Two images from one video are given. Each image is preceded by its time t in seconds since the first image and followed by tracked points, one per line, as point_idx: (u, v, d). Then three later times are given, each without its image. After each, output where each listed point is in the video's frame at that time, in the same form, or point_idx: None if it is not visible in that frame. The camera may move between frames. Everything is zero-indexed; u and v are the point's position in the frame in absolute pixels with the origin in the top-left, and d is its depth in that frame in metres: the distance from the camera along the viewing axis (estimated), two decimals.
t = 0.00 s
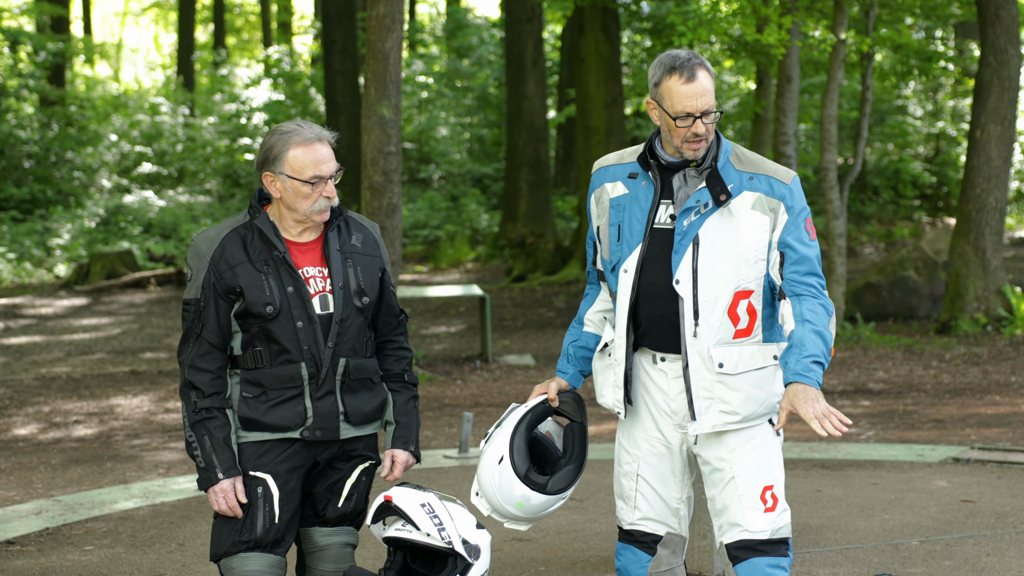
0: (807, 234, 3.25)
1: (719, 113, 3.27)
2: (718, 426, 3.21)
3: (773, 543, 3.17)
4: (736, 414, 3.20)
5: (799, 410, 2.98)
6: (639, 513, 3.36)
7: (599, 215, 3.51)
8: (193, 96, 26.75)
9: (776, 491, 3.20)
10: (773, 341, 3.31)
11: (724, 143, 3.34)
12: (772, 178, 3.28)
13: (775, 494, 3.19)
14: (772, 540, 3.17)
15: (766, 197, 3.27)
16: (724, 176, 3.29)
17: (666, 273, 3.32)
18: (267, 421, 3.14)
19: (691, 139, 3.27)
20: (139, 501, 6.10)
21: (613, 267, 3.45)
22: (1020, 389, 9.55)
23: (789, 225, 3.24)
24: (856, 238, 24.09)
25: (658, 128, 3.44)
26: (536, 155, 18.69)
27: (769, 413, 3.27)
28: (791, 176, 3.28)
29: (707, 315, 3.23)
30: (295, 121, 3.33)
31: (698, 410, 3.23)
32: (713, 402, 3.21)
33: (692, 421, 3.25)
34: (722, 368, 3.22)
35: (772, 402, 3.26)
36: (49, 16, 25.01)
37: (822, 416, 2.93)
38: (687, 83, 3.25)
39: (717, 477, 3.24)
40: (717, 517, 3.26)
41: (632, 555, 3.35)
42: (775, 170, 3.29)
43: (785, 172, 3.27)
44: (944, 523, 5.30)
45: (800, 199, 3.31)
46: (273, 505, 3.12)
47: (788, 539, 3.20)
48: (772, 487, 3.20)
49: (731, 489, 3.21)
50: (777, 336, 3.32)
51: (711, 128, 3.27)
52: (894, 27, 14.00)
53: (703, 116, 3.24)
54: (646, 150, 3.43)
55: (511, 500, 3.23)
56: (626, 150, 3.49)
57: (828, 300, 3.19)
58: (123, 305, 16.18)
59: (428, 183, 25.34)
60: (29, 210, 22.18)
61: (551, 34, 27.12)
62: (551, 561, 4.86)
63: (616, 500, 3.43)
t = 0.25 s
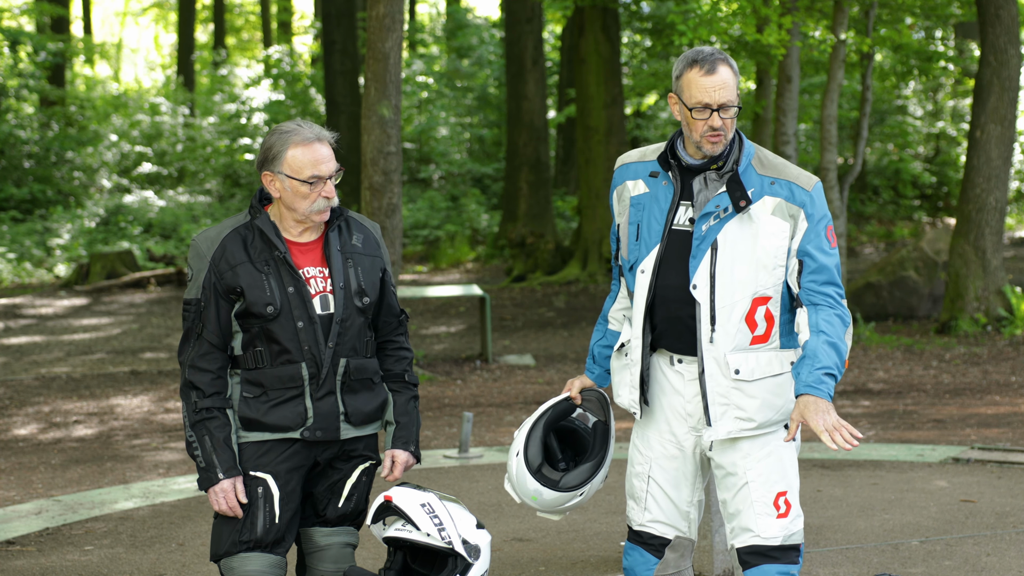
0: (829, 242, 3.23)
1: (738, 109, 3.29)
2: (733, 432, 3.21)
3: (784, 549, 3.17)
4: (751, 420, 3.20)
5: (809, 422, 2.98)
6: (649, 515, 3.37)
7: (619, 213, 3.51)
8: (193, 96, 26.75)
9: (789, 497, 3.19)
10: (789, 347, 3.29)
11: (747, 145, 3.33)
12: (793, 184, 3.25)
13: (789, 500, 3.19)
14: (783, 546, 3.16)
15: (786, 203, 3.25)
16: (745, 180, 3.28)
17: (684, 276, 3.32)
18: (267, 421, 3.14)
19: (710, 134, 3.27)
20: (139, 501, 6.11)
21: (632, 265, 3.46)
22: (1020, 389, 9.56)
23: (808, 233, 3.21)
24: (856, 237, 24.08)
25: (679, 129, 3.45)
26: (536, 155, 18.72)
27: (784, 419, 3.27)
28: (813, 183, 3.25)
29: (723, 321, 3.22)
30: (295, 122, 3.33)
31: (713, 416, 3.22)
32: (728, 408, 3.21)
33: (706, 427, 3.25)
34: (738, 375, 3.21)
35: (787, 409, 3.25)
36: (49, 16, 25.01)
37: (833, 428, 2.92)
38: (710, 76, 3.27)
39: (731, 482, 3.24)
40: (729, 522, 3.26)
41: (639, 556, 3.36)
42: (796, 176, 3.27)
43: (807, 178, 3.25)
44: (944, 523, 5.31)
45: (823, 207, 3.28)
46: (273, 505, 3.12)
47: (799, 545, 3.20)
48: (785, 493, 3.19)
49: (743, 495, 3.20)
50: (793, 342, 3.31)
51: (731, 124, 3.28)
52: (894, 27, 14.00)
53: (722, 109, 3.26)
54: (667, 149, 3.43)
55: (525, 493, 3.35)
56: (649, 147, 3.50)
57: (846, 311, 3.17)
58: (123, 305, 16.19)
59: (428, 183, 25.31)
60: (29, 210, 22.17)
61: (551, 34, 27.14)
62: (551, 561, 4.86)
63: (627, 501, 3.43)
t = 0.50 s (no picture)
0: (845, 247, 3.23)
1: (746, 98, 3.27)
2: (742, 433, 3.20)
3: (792, 553, 3.19)
4: (760, 423, 3.19)
5: (810, 418, 3.00)
6: (652, 517, 3.36)
7: (637, 212, 3.52)
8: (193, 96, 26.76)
9: (799, 502, 3.20)
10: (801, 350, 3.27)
11: (762, 146, 3.30)
12: (808, 187, 3.23)
13: (798, 504, 3.19)
14: (791, 550, 3.18)
15: (800, 205, 3.23)
16: (760, 181, 3.26)
17: (695, 276, 3.31)
18: (267, 421, 3.14)
19: (715, 125, 3.26)
20: (139, 501, 6.11)
21: (645, 266, 3.46)
22: (1020, 389, 9.55)
23: (819, 239, 3.20)
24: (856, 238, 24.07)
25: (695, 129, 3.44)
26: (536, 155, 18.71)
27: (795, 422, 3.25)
28: (828, 186, 3.22)
29: (734, 324, 3.21)
30: (307, 121, 3.40)
31: (722, 417, 3.22)
32: (737, 410, 3.20)
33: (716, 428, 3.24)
34: (748, 376, 3.20)
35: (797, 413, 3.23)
36: (49, 16, 25.01)
37: (835, 420, 2.94)
38: (718, 63, 3.28)
39: (740, 485, 3.24)
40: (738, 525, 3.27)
41: (638, 558, 3.36)
42: (811, 179, 3.24)
43: (823, 181, 3.22)
44: (944, 523, 5.31)
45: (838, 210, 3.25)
46: (273, 505, 3.12)
47: (807, 549, 3.21)
48: (795, 497, 3.20)
49: (753, 498, 3.21)
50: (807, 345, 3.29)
51: (737, 113, 3.25)
52: (894, 27, 14.00)
53: (728, 97, 3.25)
54: (684, 148, 3.43)
55: (548, 489, 3.68)
56: (667, 147, 3.50)
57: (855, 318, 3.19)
58: (123, 305, 16.19)
59: (428, 183, 25.29)
60: (30, 210, 22.16)
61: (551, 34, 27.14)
62: (551, 561, 4.86)
63: (629, 501, 3.43)
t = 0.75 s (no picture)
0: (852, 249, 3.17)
1: (757, 95, 3.30)
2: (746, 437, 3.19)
3: (797, 556, 3.18)
4: (765, 426, 3.18)
5: (812, 427, 2.98)
6: (653, 519, 3.35)
7: (648, 213, 3.56)
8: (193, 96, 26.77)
9: (806, 505, 3.19)
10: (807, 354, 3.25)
11: (771, 148, 3.30)
12: (814, 189, 3.20)
13: (804, 507, 3.19)
14: (796, 552, 3.17)
15: (806, 208, 3.21)
16: (766, 183, 3.26)
17: (701, 278, 3.31)
18: (267, 422, 3.14)
19: (725, 119, 3.28)
20: (139, 501, 6.10)
21: (653, 267, 3.48)
22: (1020, 389, 9.55)
23: (823, 242, 3.17)
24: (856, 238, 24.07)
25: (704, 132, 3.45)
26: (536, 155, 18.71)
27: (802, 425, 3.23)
28: (835, 189, 3.19)
29: (739, 326, 3.21)
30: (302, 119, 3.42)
31: (726, 420, 3.22)
32: (741, 413, 3.20)
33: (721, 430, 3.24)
34: (752, 380, 3.19)
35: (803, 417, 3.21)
36: (49, 16, 25.01)
37: (837, 433, 2.93)
38: (728, 59, 3.32)
39: (746, 486, 3.24)
40: (744, 526, 3.27)
41: (637, 563, 3.35)
42: (818, 182, 3.21)
43: (829, 184, 3.19)
44: (944, 523, 5.30)
45: (846, 212, 3.22)
46: (273, 505, 3.12)
47: (812, 552, 3.21)
48: (801, 500, 3.19)
49: (759, 500, 3.21)
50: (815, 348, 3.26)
51: (747, 109, 3.28)
52: (894, 27, 14.00)
53: (739, 92, 3.29)
54: (692, 150, 3.44)
55: (547, 488, 3.65)
56: (676, 149, 3.52)
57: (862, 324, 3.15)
58: (123, 305, 16.18)
59: (428, 183, 25.28)
60: (30, 210, 22.15)
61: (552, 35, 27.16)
62: (551, 561, 4.85)
63: (631, 503, 3.42)
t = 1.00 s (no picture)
0: (851, 248, 3.21)
1: (752, 91, 3.30)
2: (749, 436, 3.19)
3: (797, 556, 3.20)
4: (767, 425, 3.18)
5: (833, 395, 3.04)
6: (656, 521, 3.37)
7: (647, 213, 3.54)
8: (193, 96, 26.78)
9: (805, 505, 3.21)
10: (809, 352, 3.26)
11: (770, 147, 3.30)
12: (815, 188, 3.22)
13: (804, 507, 3.20)
14: (796, 552, 3.19)
15: (807, 206, 3.22)
16: (766, 182, 3.26)
17: (703, 278, 3.31)
18: (266, 422, 3.14)
19: (719, 115, 3.28)
20: (139, 501, 6.11)
21: (653, 268, 3.47)
22: (1020, 389, 9.55)
23: (825, 241, 3.20)
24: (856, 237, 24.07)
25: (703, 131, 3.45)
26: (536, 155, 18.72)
27: (803, 424, 3.23)
28: (835, 187, 3.21)
29: (741, 325, 3.21)
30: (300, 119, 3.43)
31: (729, 420, 3.21)
32: (743, 412, 3.20)
33: (722, 429, 3.23)
34: (756, 379, 3.19)
35: (805, 416, 3.22)
36: (49, 16, 25.02)
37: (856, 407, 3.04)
38: (725, 57, 3.32)
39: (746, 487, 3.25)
40: (744, 526, 3.28)
41: (641, 563, 3.36)
42: (819, 180, 3.23)
43: (830, 181, 3.21)
44: (944, 523, 5.30)
45: (846, 211, 3.25)
46: (272, 505, 3.12)
47: (812, 552, 3.23)
48: (801, 500, 3.21)
49: (759, 501, 3.22)
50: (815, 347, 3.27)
51: (743, 105, 3.28)
52: (894, 27, 14.00)
53: (733, 88, 3.29)
54: (691, 150, 3.43)
55: (522, 464, 3.39)
56: (674, 149, 3.51)
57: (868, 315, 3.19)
58: (123, 305, 16.19)
59: (428, 183, 25.28)
60: (29, 210, 22.14)
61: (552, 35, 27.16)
62: (551, 561, 4.86)
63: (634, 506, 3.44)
